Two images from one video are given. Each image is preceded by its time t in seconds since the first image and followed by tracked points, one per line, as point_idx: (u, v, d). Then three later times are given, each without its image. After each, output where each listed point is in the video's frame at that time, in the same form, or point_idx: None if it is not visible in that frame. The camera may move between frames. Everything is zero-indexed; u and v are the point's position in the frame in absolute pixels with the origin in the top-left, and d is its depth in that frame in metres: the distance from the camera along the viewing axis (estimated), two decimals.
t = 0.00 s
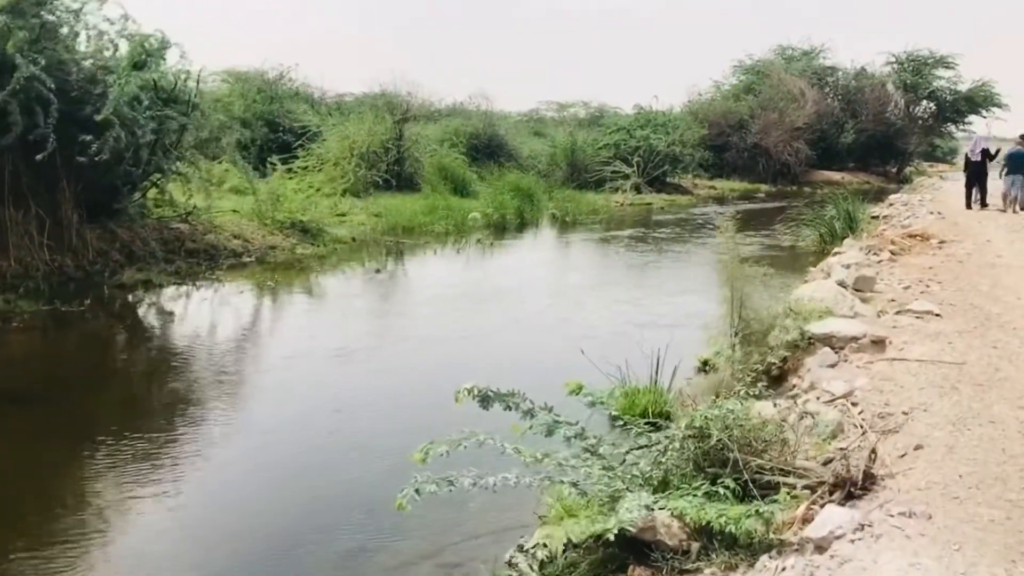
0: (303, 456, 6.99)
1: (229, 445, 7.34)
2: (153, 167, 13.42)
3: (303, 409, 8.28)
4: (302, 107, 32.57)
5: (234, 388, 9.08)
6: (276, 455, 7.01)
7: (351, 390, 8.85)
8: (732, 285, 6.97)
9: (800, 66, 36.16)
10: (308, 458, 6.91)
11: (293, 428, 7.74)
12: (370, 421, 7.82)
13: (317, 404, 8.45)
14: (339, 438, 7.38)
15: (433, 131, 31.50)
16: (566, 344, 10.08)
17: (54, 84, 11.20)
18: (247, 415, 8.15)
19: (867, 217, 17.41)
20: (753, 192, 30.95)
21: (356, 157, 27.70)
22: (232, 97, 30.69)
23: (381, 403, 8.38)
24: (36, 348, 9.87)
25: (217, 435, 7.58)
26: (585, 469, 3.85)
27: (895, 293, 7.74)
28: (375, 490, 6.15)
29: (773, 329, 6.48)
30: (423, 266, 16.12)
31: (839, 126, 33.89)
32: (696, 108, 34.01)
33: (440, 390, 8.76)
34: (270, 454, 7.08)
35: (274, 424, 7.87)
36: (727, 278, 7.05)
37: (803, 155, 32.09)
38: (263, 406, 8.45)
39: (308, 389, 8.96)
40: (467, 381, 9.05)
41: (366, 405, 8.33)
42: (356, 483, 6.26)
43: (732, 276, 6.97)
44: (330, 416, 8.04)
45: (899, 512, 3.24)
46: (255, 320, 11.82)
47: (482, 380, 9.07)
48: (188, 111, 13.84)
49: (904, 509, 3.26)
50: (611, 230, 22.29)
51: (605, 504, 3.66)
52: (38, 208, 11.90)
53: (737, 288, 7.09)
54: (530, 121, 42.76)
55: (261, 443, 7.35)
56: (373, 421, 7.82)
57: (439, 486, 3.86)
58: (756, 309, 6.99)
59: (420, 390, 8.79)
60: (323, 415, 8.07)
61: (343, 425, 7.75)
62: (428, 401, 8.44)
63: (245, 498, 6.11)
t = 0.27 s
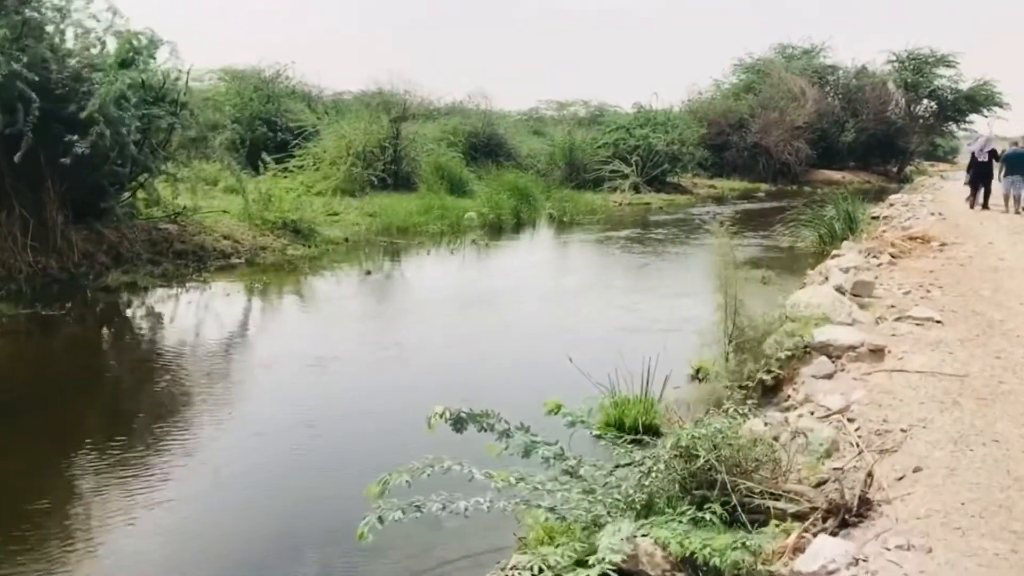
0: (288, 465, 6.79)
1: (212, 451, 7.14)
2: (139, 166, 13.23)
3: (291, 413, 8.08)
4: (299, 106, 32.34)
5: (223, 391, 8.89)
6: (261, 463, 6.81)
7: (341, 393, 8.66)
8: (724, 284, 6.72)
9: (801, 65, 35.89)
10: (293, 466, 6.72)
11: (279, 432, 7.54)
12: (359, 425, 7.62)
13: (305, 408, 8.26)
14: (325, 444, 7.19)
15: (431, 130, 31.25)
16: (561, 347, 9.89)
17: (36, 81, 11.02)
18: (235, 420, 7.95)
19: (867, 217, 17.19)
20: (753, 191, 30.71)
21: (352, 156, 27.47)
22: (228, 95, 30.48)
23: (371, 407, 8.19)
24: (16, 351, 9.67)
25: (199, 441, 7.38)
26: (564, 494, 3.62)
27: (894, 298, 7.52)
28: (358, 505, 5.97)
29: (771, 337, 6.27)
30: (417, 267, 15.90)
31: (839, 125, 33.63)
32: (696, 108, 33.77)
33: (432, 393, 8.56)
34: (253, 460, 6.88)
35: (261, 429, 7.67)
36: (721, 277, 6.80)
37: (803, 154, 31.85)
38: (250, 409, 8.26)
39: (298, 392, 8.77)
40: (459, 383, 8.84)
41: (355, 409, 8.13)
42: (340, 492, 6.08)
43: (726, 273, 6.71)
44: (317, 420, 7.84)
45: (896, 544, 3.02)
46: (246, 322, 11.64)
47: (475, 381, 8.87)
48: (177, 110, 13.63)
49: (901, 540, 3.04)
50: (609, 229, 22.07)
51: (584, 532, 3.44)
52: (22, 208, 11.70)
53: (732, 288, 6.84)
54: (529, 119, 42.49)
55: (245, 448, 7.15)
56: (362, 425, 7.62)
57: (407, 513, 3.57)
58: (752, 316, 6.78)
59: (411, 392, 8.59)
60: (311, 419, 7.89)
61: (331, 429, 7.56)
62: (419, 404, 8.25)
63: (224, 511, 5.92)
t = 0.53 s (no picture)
0: (270, 467, 6.61)
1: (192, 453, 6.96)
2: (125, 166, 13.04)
3: (277, 412, 7.90)
4: (296, 104, 32.15)
5: (209, 391, 8.72)
6: (243, 464, 6.63)
7: (330, 391, 8.49)
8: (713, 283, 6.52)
9: (800, 63, 35.68)
10: (275, 468, 6.54)
11: (262, 433, 7.35)
12: (346, 424, 7.45)
13: (292, 407, 8.08)
14: (311, 444, 7.01)
15: (428, 129, 31.05)
16: (555, 347, 9.72)
17: (16, 79, 10.84)
18: (218, 420, 7.77)
19: (865, 217, 17.00)
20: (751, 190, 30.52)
21: (347, 155, 27.27)
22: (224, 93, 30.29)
23: (360, 404, 8.01)
24: None
25: (179, 442, 7.20)
26: (535, 509, 3.44)
27: (889, 301, 7.34)
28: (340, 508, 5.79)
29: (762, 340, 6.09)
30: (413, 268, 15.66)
31: (839, 124, 33.44)
32: (695, 107, 33.56)
33: (422, 390, 8.38)
34: (233, 462, 6.69)
35: (246, 428, 7.49)
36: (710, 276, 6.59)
37: (802, 153, 31.66)
38: (235, 408, 8.08)
39: (285, 390, 8.60)
40: (451, 380, 8.67)
41: (343, 407, 7.95)
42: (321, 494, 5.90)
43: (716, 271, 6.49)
44: (305, 418, 7.66)
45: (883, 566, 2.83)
46: (236, 322, 11.48)
47: (467, 379, 8.70)
48: (165, 109, 13.41)
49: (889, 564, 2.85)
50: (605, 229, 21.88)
51: (556, 551, 3.26)
52: (4, 208, 11.53)
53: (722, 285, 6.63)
54: (528, 118, 42.30)
55: (226, 450, 6.97)
56: (349, 425, 7.44)
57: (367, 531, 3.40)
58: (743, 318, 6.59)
59: (401, 389, 8.42)
60: (297, 418, 7.71)
61: (317, 427, 7.38)
62: (408, 401, 8.07)
63: (199, 517, 5.74)
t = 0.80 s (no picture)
0: (252, 472, 6.45)
1: (171, 456, 6.79)
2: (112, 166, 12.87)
3: (263, 415, 7.74)
4: (293, 103, 32.00)
5: (195, 392, 8.55)
6: (229, 469, 6.49)
7: (318, 392, 8.33)
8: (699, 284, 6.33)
9: (799, 63, 35.51)
10: (257, 473, 6.38)
11: (244, 436, 7.18)
12: (332, 428, 7.29)
13: (279, 410, 7.92)
14: (295, 448, 6.86)
15: (425, 128, 30.89)
16: (547, 349, 9.57)
17: None
18: (201, 422, 7.60)
19: (862, 218, 16.85)
20: (749, 190, 30.38)
21: (343, 154, 27.10)
22: (220, 92, 30.13)
23: (347, 407, 7.85)
24: None
25: (158, 445, 7.03)
26: (502, 527, 3.24)
27: (883, 304, 7.19)
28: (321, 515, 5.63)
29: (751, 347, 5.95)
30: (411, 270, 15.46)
31: (838, 124, 33.28)
32: (694, 106, 33.41)
33: (412, 392, 8.22)
34: (212, 466, 6.53)
35: (230, 431, 7.33)
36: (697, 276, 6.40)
37: (801, 153, 31.50)
38: (220, 411, 7.91)
39: (272, 392, 8.44)
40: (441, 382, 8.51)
41: (329, 410, 7.79)
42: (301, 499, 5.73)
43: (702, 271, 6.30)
44: (291, 421, 7.51)
45: None
46: (225, 323, 11.34)
47: (457, 381, 8.54)
48: (154, 108, 13.22)
49: None
50: (602, 229, 21.72)
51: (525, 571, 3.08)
52: None
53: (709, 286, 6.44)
54: (527, 117, 42.14)
55: (205, 454, 6.80)
56: (335, 428, 7.28)
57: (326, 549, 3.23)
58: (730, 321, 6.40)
59: (389, 391, 8.26)
60: (283, 420, 7.55)
61: (303, 430, 7.22)
62: (397, 403, 7.91)
63: (173, 523, 5.58)
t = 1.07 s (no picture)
0: (237, 480, 6.29)
1: (151, 463, 6.60)
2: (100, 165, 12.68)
3: (251, 420, 7.57)
4: (290, 102, 31.81)
5: (182, 395, 8.40)
6: (213, 476, 6.32)
7: (308, 396, 8.16)
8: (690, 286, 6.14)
9: (799, 63, 35.31)
10: (241, 481, 6.20)
11: (227, 443, 7.00)
12: (322, 433, 7.13)
13: (268, 414, 7.75)
14: (283, 455, 6.69)
15: (422, 128, 30.69)
16: (542, 352, 9.41)
17: None
18: (185, 427, 7.41)
19: (861, 218, 16.70)
20: (748, 190, 30.22)
21: (340, 154, 26.90)
22: (217, 92, 29.94)
23: (337, 411, 7.68)
24: None
25: (138, 450, 6.85)
26: (475, 548, 3.03)
27: (880, 307, 7.02)
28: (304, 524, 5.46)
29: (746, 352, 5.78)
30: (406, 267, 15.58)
31: (837, 123, 33.10)
32: (693, 106, 33.23)
33: (404, 395, 8.06)
34: (192, 474, 6.35)
35: (217, 436, 7.15)
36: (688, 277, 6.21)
37: (801, 152, 31.33)
38: (205, 415, 7.73)
39: (262, 396, 8.26)
40: (434, 386, 8.35)
41: (319, 414, 7.61)
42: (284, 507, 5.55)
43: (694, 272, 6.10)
44: (280, 426, 7.34)
45: None
46: (217, 324, 11.17)
47: (451, 385, 8.38)
48: (143, 106, 13.03)
49: None
50: (600, 229, 21.54)
51: None
52: None
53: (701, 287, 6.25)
54: (526, 117, 41.97)
55: (186, 461, 6.61)
56: (324, 434, 7.11)
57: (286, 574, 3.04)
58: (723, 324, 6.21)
59: (380, 395, 8.09)
60: (272, 425, 7.39)
61: (292, 435, 7.06)
62: (388, 407, 7.75)
63: (148, 536, 5.41)
